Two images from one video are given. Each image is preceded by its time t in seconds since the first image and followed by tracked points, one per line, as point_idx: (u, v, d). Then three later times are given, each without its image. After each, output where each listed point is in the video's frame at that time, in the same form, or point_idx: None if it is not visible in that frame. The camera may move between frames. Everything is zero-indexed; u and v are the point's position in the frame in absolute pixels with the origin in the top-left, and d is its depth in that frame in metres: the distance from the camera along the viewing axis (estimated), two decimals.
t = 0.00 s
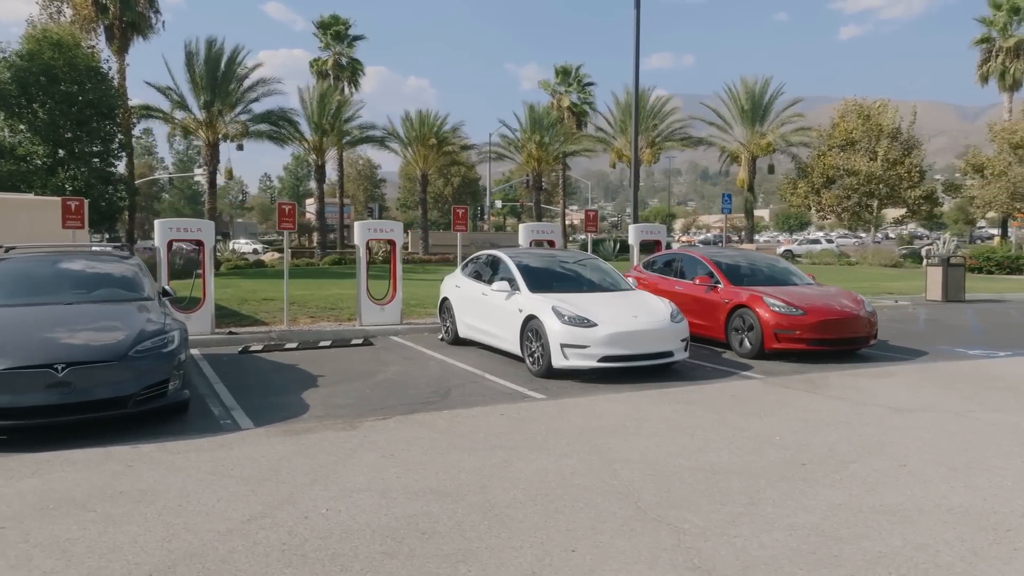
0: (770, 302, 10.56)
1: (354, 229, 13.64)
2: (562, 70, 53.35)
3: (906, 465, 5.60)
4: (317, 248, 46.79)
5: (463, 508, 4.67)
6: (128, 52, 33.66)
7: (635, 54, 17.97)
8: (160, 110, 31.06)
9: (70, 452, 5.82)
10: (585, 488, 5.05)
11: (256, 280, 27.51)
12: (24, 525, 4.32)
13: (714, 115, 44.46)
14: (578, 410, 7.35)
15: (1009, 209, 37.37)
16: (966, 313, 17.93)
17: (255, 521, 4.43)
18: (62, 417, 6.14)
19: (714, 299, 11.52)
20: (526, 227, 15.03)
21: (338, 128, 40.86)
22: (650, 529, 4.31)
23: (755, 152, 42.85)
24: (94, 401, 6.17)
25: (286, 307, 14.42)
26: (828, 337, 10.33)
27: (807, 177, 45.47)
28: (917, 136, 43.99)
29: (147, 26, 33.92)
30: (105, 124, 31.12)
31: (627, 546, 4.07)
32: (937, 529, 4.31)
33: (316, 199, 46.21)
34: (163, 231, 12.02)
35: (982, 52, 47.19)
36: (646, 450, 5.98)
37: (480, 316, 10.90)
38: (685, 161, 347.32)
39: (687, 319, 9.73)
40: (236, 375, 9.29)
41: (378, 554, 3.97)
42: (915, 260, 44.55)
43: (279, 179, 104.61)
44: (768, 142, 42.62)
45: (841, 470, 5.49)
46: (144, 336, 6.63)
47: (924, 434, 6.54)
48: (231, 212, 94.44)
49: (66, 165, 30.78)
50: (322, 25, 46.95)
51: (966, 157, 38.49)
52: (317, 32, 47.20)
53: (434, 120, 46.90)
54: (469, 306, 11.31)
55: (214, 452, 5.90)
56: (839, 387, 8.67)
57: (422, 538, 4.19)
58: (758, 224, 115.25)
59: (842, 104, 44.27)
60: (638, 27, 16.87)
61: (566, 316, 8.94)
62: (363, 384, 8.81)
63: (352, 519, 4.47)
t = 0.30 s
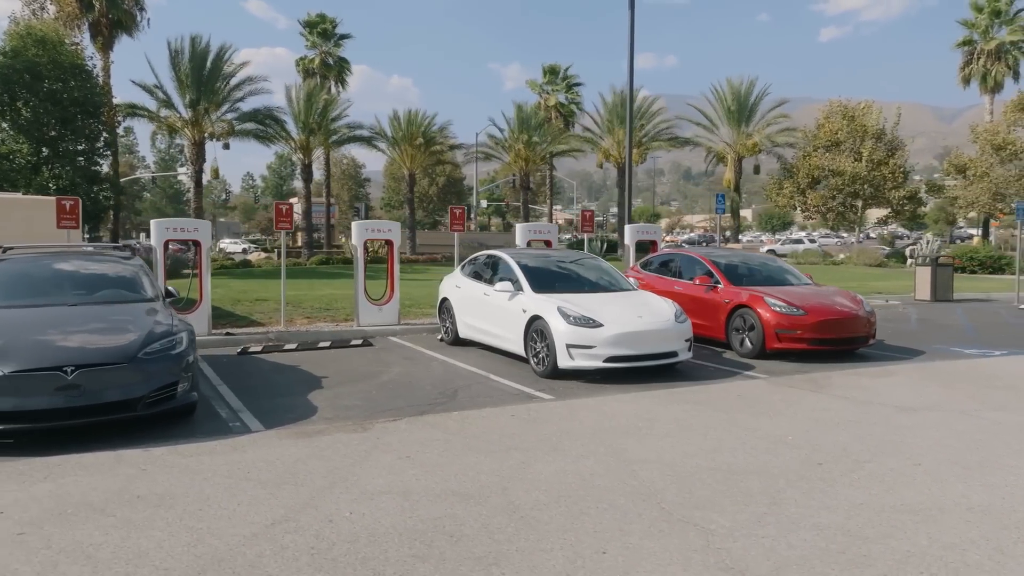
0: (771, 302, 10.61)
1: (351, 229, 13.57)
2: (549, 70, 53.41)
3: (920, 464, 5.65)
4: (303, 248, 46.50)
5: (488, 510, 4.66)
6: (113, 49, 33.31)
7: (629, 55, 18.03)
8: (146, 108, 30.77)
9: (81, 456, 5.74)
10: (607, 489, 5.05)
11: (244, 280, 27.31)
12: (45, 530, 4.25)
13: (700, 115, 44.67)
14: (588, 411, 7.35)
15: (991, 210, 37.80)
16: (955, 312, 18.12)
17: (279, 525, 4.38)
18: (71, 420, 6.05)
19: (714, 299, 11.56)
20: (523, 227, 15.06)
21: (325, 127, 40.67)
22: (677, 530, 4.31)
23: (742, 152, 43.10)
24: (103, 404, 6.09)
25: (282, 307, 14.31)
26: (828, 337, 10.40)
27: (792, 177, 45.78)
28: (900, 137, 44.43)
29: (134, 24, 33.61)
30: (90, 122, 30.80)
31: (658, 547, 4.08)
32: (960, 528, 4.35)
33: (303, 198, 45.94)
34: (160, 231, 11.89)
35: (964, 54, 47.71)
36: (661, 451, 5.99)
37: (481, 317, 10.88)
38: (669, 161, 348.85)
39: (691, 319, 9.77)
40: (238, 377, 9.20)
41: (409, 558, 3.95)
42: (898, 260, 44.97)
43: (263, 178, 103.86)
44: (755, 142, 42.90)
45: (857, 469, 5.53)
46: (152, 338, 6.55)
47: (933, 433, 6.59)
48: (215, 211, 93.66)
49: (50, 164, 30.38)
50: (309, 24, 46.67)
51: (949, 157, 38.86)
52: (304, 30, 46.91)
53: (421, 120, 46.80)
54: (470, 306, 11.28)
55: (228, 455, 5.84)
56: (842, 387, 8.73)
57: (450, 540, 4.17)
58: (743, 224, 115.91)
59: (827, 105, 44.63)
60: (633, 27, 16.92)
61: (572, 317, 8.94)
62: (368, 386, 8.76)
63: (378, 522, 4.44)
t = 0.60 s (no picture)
0: (772, 302, 10.66)
1: (349, 229, 13.52)
2: (538, 70, 53.45)
3: (933, 464, 5.69)
4: (291, 248, 46.20)
5: (509, 512, 4.65)
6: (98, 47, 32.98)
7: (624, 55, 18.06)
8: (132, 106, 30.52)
9: (92, 460, 5.67)
10: (626, 489, 5.05)
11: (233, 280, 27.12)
12: (63, 535, 4.20)
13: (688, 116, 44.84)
14: (597, 411, 7.36)
15: (975, 210, 38.19)
16: (945, 312, 18.28)
17: (302, 528, 4.35)
18: (78, 423, 5.99)
19: (714, 299, 11.59)
20: (520, 227, 15.10)
21: (314, 126, 40.49)
22: (701, 530, 4.33)
23: (729, 152, 43.29)
24: (112, 407, 6.03)
25: (279, 307, 14.24)
26: (828, 336, 10.47)
27: (779, 178, 46.02)
28: (886, 137, 44.81)
29: (121, 22, 33.34)
30: (77, 121, 30.53)
31: (685, 548, 4.07)
32: (981, 527, 4.38)
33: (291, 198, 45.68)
34: (156, 231, 11.79)
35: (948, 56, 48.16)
36: (674, 451, 6.00)
37: (483, 317, 10.87)
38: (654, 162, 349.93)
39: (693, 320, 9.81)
40: (241, 378, 9.14)
41: (436, 560, 3.92)
42: (884, 260, 45.34)
43: (247, 177, 103.07)
44: (742, 143, 43.13)
45: (872, 468, 5.56)
46: (160, 339, 6.48)
47: (942, 432, 6.64)
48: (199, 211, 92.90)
49: (35, 162, 30.04)
50: (297, 23, 46.40)
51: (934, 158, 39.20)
52: (292, 29, 46.63)
53: (411, 119, 46.70)
54: (471, 306, 11.26)
55: (240, 457, 5.79)
56: (846, 386, 8.79)
57: (476, 542, 4.15)
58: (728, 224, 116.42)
59: (814, 106, 44.93)
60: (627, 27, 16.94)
61: (576, 317, 8.94)
62: (373, 386, 8.71)
63: (400, 525, 4.42)
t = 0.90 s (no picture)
0: (773, 302, 10.72)
1: (347, 229, 13.45)
2: (526, 70, 53.46)
3: (944, 462, 5.73)
4: (279, 248, 45.92)
5: (532, 512, 4.63)
6: (84, 45, 32.62)
7: (619, 55, 18.11)
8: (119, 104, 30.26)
9: (102, 463, 5.60)
10: (644, 490, 5.06)
11: (222, 280, 26.92)
12: (83, 539, 4.14)
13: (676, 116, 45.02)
14: (606, 411, 7.36)
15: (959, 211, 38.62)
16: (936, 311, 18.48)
17: (325, 531, 4.32)
18: (87, 426, 5.91)
19: (714, 299, 11.63)
20: (517, 227, 15.11)
21: (302, 125, 40.29)
22: (726, 530, 4.34)
23: (717, 152, 43.53)
24: (122, 409, 5.97)
25: (277, 308, 14.16)
26: (828, 336, 10.53)
27: (766, 178, 46.28)
28: (872, 138, 45.18)
29: (107, 20, 32.99)
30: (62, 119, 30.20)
31: (711, 548, 4.08)
32: (1001, 525, 4.41)
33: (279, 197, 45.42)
34: (153, 231, 11.67)
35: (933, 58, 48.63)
36: (688, 451, 6.03)
37: (484, 317, 10.85)
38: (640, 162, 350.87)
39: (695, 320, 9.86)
40: (244, 379, 9.07)
41: (464, 562, 3.91)
42: (871, 260, 45.73)
43: (232, 176, 102.26)
44: (730, 143, 43.39)
45: (885, 467, 5.61)
46: (169, 340, 6.43)
47: (949, 430, 6.70)
48: (184, 211, 92.07)
49: (21, 161, 29.68)
50: (285, 21, 46.11)
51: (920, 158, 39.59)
52: (279, 27, 46.31)
53: (399, 119, 46.58)
54: (471, 306, 11.24)
55: (253, 459, 5.74)
56: (849, 386, 8.86)
57: (502, 544, 4.14)
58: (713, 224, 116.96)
59: (801, 107, 45.23)
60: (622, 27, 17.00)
61: (581, 317, 8.94)
62: (377, 387, 8.67)
63: (423, 527, 4.39)
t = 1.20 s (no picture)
0: (773, 302, 10.77)
1: (345, 229, 13.41)
2: (514, 70, 53.45)
3: (956, 460, 5.79)
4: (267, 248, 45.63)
5: (554, 513, 4.62)
6: (69, 42, 32.24)
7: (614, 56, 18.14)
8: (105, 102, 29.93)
9: (114, 465, 5.53)
10: (663, 490, 5.06)
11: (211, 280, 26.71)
12: (105, 543, 4.09)
13: (664, 117, 45.18)
14: (614, 411, 7.37)
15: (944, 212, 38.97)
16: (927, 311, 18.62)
17: (348, 533, 4.29)
18: (97, 428, 5.84)
19: (714, 299, 11.67)
20: (514, 226, 15.07)
21: (290, 124, 40.06)
22: (750, 529, 4.35)
23: (705, 153, 43.73)
24: (132, 410, 5.90)
25: (274, 308, 14.07)
26: (828, 335, 10.60)
27: (754, 178, 46.51)
28: (859, 139, 45.51)
29: (92, 17, 32.63)
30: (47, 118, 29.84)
31: (739, 548, 4.09)
32: (1019, 523, 4.46)
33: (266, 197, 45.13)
34: (150, 231, 11.56)
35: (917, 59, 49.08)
36: (703, 450, 6.04)
37: (485, 317, 10.83)
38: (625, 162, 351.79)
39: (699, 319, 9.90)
40: (246, 381, 9.00)
41: (492, 564, 3.89)
42: (857, 259, 46.08)
43: (217, 175, 101.46)
44: (717, 144, 43.64)
45: (898, 465, 5.65)
46: (177, 341, 6.36)
47: (956, 429, 6.76)
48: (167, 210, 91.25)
49: (5, 160, 29.29)
50: (272, 19, 45.85)
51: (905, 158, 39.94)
52: (267, 25, 46.02)
53: (387, 118, 46.43)
54: (472, 306, 11.22)
55: (266, 461, 5.70)
56: (852, 385, 8.92)
57: (528, 545, 4.12)
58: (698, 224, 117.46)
59: (788, 108, 45.50)
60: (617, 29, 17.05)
61: (586, 317, 8.95)
62: (382, 387, 8.63)
63: (447, 528, 4.37)
